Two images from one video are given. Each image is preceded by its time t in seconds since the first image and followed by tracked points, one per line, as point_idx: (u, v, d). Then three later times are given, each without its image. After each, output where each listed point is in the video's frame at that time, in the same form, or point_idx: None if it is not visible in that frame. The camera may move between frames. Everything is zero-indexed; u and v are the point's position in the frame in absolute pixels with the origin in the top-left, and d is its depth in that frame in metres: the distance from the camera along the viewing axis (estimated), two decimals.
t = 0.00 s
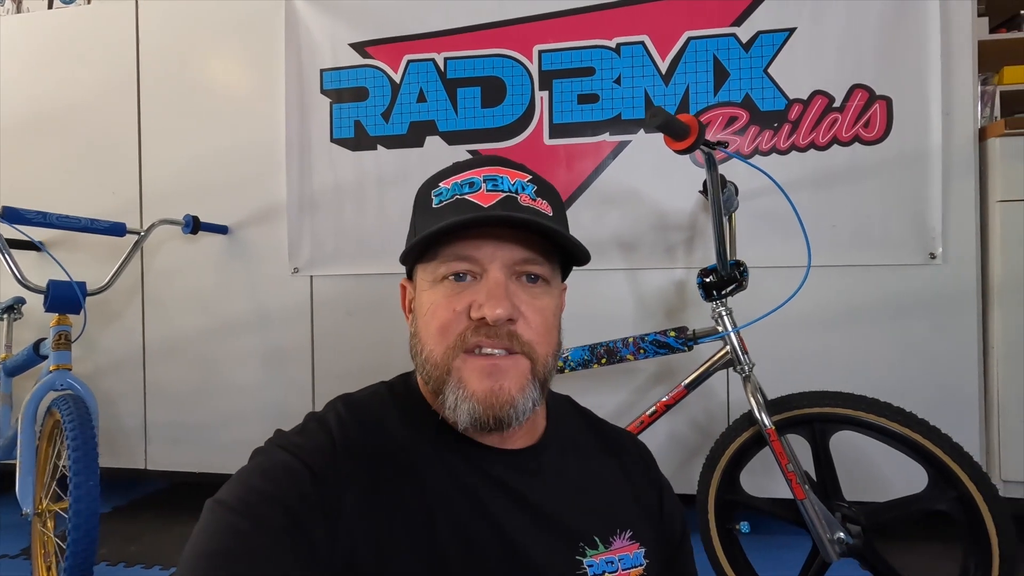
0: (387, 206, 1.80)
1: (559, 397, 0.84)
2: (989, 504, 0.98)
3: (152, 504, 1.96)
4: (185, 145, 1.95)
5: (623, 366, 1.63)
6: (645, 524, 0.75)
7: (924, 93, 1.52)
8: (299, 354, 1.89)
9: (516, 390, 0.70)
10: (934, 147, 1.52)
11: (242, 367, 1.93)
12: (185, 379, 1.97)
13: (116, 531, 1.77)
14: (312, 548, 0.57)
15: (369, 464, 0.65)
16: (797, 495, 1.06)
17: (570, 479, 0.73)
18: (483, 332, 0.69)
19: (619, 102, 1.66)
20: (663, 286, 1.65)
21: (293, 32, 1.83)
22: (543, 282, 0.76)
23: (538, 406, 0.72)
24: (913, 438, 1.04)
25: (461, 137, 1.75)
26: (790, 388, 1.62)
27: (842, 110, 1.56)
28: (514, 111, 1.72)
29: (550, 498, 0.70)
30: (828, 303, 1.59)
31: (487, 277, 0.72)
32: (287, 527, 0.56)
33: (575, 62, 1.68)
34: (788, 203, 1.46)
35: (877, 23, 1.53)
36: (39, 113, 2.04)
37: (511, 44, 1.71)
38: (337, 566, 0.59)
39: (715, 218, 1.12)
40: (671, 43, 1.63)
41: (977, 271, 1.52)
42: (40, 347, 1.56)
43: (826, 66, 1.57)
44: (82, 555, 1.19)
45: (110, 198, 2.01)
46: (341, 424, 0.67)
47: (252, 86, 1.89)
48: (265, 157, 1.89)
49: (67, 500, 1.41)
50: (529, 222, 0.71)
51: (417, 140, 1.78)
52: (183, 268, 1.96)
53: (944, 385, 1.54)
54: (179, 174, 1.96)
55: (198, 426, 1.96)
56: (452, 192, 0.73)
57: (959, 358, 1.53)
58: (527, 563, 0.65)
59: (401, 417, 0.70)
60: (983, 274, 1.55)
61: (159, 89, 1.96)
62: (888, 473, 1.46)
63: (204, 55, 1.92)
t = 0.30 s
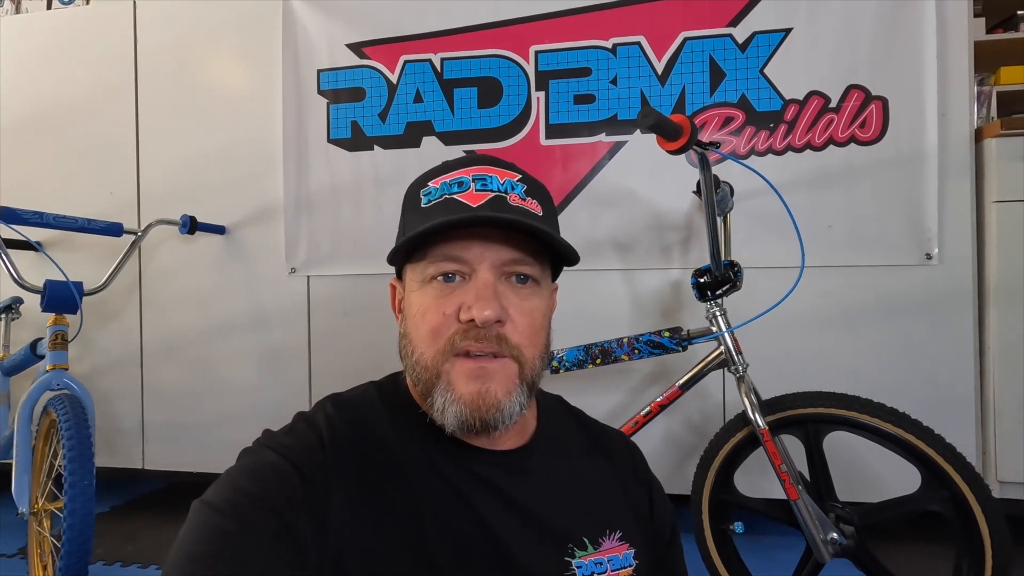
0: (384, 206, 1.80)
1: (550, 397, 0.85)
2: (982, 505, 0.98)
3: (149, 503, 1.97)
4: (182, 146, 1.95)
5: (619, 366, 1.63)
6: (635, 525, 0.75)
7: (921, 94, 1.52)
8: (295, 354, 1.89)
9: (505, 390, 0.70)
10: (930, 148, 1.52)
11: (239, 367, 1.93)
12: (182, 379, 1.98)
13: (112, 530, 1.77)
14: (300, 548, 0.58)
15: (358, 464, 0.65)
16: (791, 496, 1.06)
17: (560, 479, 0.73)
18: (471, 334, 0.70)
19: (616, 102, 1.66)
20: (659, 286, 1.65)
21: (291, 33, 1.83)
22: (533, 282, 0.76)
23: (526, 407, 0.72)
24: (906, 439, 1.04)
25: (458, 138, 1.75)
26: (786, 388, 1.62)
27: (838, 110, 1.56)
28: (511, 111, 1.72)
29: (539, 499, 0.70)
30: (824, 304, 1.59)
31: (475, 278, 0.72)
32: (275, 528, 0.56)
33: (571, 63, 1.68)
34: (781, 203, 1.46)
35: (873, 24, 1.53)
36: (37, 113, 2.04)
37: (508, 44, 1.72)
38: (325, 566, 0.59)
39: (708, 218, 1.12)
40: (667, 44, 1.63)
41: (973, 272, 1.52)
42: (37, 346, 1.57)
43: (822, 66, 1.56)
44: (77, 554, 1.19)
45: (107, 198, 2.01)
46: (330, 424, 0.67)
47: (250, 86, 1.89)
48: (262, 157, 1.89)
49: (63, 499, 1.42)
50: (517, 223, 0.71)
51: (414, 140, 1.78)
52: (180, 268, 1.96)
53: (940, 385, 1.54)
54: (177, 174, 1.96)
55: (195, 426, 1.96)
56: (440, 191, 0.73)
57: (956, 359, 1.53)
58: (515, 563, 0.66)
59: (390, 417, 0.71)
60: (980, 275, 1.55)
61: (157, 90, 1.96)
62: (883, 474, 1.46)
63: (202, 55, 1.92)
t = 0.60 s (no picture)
0: (382, 207, 1.80)
1: (542, 397, 0.85)
2: (976, 506, 0.98)
3: (147, 502, 1.97)
4: (181, 146, 1.96)
5: (616, 366, 1.63)
6: (626, 526, 0.75)
7: (918, 94, 1.52)
8: (293, 353, 1.89)
9: (497, 389, 0.71)
10: (927, 148, 1.52)
11: (238, 366, 1.94)
12: (181, 379, 1.98)
13: (111, 529, 1.77)
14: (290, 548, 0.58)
15: (348, 464, 0.65)
16: (785, 496, 1.06)
17: (551, 479, 0.73)
18: (463, 333, 0.70)
19: (613, 103, 1.66)
20: (656, 287, 1.65)
21: (289, 33, 1.84)
22: (524, 281, 0.76)
23: (518, 406, 0.73)
24: (900, 439, 1.03)
25: (456, 138, 1.76)
26: (783, 389, 1.62)
27: (835, 110, 1.56)
28: (508, 112, 1.72)
29: (530, 500, 0.70)
30: (821, 305, 1.59)
31: (467, 277, 0.72)
32: (265, 528, 0.56)
33: (568, 63, 1.69)
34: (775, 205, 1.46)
35: (870, 24, 1.53)
36: (37, 113, 2.05)
37: (505, 45, 1.72)
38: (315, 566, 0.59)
39: (702, 218, 1.12)
40: (664, 44, 1.63)
41: (971, 273, 1.51)
42: (36, 346, 1.58)
43: (819, 67, 1.56)
44: (73, 553, 1.20)
45: (107, 198, 2.02)
46: (321, 424, 0.67)
47: (248, 87, 1.89)
48: (260, 157, 1.90)
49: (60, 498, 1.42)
50: (508, 222, 0.72)
51: (412, 141, 1.79)
52: (179, 268, 1.97)
53: (938, 386, 1.53)
54: (176, 175, 1.97)
55: (194, 426, 1.97)
56: (432, 190, 0.73)
57: (953, 359, 1.53)
58: (505, 564, 0.66)
59: (381, 416, 0.71)
60: (977, 275, 1.55)
61: (156, 90, 1.97)
62: (880, 475, 1.46)
63: (201, 56, 1.93)
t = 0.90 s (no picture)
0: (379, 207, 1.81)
1: (534, 397, 0.85)
2: (971, 508, 0.98)
3: (146, 501, 1.98)
4: (179, 147, 1.97)
5: (613, 366, 1.63)
6: (615, 527, 0.75)
7: (916, 94, 1.52)
8: (291, 353, 1.90)
9: (488, 389, 0.70)
10: (925, 148, 1.51)
11: (236, 366, 1.95)
12: (180, 379, 1.99)
13: (109, 528, 1.78)
14: (278, 548, 0.58)
15: (335, 464, 0.65)
16: (778, 497, 1.06)
17: (541, 480, 0.73)
18: (454, 332, 0.70)
19: (609, 103, 1.66)
20: (653, 287, 1.65)
21: (287, 33, 1.84)
22: (516, 281, 0.76)
23: (509, 406, 0.72)
24: (894, 440, 1.03)
25: (453, 139, 1.76)
26: (780, 390, 1.62)
27: (832, 110, 1.55)
28: (505, 112, 1.72)
29: (519, 499, 0.70)
30: (818, 306, 1.58)
31: (458, 276, 0.72)
32: (252, 528, 0.56)
33: (566, 63, 1.69)
34: (770, 205, 1.46)
35: (867, 24, 1.53)
36: (36, 113, 2.06)
37: (502, 45, 1.72)
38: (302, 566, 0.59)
39: (696, 219, 1.12)
40: (661, 44, 1.63)
41: (968, 273, 1.51)
42: (36, 346, 1.58)
43: (816, 67, 1.56)
44: (69, 552, 1.20)
45: (106, 199, 2.03)
46: (310, 424, 0.67)
47: (246, 87, 1.90)
48: (258, 158, 1.91)
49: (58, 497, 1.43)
50: (500, 220, 0.72)
51: (409, 141, 1.79)
52: (177, 268, 1.98)
53: (936, 387, 1.53)
54: (174, 175, 1.98)
55: (192, 425, 1.97)
56: (423, 189, 0.73)
57: (951, 360, 1.52)
58: (493, 564, 0.66)
59: (370, 416, 0.71)
60: (975, 276, 1.54)
61: (154, 91, 1.98)
62: (877, 475, 1.46)
63: (199, 57, 1.94)
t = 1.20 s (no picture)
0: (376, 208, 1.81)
1: (519, 398, 0.85)
2: (962, 511, 0.98)
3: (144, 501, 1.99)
4: (177, 148, 1.98)
5: (608, 367, 1.62)
6: (601, 528, 0.75)
7: (912, 95, 1.51)
8: (288, 353, 1.90)
9: (474, 389, 0.71)
10: (921, 149, 1.50)
11: (234, 367, 1.95)
12: (177, 379, 2.00)
13: (107, 528, 1.79)
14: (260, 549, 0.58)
15: (319, 465, 0.65)
16: (770, 499, 1.06)
17: (525, 481, 0.73)
18: (440, 333, 0.70)
19: (605, 104, 1.66)
20: (648, 288, 1.65)
21: (283, 35, 1.85)
22: (501, 282, 0.77)
23: (495, 407, 0.73)
24: (885, 443, 1.03)
25: (448, 140, 1.76)
26: (776, 392, 1.61)
27: (828, 112, 1.55)
28: (500, 113, 1.72)
29: (502, 501, 0.70)
30: (814, 307, 1.58)
31: (443, 277, 0.72)
32: (232, 528, 0.56)
33: (561, 65, 1.69)
34: (764, 207, 1.46)
35: (863, 25, 1.52)
36: (36, 115, 2.07)
37: (498, 46, 1.72)
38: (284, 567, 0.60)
39: (688, 221, 1.12)
40: (656, 45, 1.63)
41: (965, 275, 1.50)
42: (33, 346, 1.59)
43: (812, 68, 1.56)
44: (64, 552, 1.21)
45: (105, 200, 2.04)
46: (294, 424, 0.68)
47: (244, 89, 1.91)
48: (255, 159, 1.91)
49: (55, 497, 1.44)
50: (485, 222, 0.72)
51: (405, 142, 1.79)
52: (175, 269, 1.98)
53: (932, 389, 1.52)
54: (173, 177, 1.99)
55: (190, 425, 1.98)
56: (408, 191, 0.73)
57: (948, 362, 1.51)
58: (476, 565, 0.66)
59: (354, 418, 0.71)
60: (972, 277, 1.54)
61: (153, 93, 1.99)
62: (873, 477, 1.45)
63: (197, 58, 1.94)
